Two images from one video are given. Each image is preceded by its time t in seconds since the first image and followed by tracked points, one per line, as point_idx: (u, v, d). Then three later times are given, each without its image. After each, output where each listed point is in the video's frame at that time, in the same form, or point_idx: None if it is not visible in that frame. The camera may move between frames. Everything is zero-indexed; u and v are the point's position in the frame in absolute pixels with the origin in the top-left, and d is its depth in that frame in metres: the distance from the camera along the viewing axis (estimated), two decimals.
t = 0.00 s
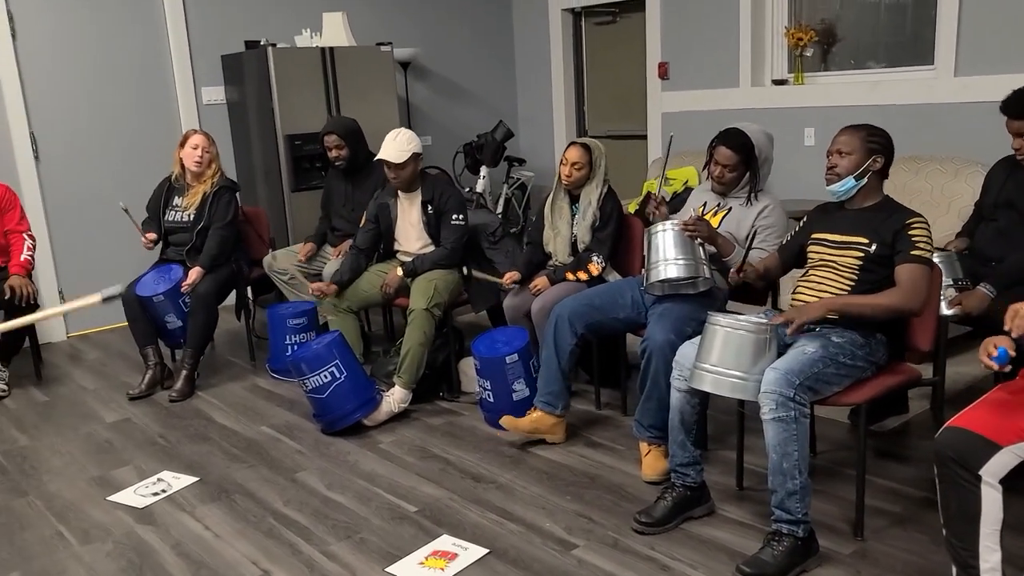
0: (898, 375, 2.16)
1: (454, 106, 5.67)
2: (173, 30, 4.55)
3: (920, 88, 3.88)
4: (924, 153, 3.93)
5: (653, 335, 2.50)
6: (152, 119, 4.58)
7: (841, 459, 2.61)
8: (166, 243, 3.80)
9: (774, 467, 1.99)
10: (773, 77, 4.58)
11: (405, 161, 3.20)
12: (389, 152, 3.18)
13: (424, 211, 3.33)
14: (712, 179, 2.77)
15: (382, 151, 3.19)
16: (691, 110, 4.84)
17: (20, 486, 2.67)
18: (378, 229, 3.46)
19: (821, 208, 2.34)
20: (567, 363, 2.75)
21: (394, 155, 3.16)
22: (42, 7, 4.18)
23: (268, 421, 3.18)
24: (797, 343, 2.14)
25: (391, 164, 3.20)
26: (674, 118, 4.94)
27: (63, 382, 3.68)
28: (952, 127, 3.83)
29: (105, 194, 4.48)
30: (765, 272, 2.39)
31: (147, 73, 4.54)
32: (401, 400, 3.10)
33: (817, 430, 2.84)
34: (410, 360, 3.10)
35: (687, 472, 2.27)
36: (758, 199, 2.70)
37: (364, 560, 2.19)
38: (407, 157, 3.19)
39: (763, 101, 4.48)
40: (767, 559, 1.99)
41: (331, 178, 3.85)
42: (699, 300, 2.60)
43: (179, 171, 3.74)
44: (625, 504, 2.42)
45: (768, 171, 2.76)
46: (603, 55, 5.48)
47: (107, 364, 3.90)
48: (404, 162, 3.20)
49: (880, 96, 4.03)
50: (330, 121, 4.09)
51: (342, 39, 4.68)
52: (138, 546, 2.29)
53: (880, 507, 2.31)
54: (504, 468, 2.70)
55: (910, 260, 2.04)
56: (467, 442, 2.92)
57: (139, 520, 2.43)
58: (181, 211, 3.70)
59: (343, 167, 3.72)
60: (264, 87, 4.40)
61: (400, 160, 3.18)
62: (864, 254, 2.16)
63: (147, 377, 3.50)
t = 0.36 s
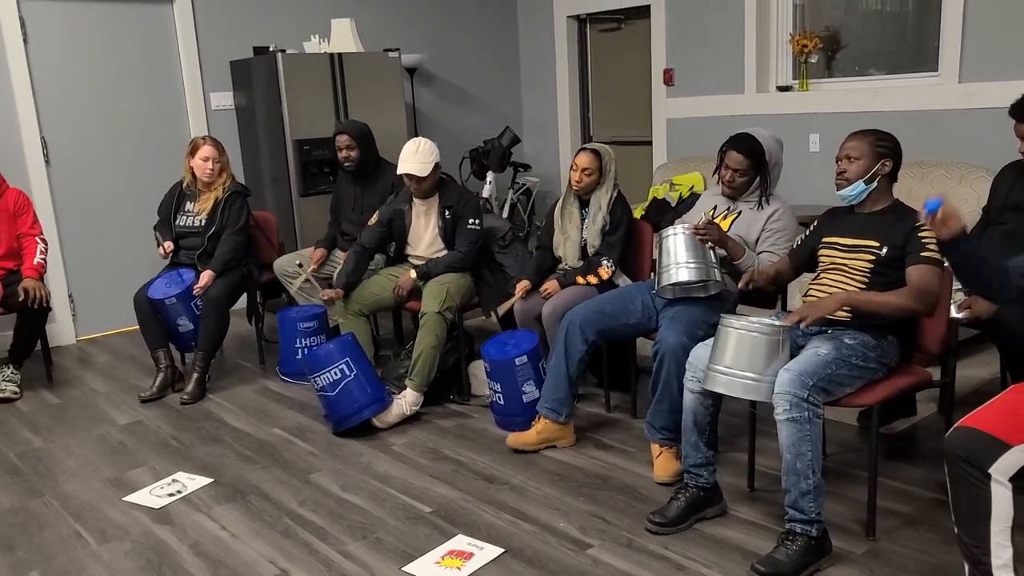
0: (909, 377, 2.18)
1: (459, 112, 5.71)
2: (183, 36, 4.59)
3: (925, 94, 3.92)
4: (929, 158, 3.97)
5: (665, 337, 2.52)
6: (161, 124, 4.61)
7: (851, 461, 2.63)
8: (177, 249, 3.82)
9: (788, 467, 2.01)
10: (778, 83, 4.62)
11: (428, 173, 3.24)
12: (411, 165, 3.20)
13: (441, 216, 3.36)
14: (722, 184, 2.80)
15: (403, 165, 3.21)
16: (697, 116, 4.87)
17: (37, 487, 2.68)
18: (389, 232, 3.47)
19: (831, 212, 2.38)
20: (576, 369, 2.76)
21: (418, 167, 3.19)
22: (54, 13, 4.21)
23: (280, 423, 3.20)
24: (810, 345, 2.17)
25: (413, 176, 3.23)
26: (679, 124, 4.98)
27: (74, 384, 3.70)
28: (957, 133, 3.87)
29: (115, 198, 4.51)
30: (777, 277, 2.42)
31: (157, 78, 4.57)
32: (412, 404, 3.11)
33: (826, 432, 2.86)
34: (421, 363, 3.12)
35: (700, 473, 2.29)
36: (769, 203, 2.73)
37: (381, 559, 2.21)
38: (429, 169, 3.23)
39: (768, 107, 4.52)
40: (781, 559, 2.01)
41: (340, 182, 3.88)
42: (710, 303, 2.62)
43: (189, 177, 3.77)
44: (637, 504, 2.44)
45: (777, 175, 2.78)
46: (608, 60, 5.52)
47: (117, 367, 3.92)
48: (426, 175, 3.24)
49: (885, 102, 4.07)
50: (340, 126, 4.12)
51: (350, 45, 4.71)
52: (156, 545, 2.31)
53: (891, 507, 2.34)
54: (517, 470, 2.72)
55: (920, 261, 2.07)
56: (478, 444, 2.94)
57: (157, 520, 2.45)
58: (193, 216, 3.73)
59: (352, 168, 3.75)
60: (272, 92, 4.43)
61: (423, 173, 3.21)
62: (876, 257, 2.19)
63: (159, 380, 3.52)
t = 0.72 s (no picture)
0: (917, 377, 2.20)
1: (465, 113, 5.73)
2: (192, 36, 4.61)
3: (932, 97, 3.94)
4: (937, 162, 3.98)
5: (675, 338, 2.53)
6: (170, 124, 4.63)
7: (859, 462, 2.64)
8: (187, 248, 3.84)
9: (798, 466, 2.03)
10: (784, 86, 4.64)
11: (438, 178, 3.26)
12: (421, 168, 3.23)
13: (452, 218, 3.38)
14: (730, 185, 2.83)
15: (414, 167, 3.24)
16: (703, 119, 4.89)
17: (49, 484, 2.70)
18: (398, 231, 3.49)
19: (842, 213, 2.39)
20: (585, 371, 2.78)
21: (427, 171, 3.23)
22: (64, 13, 4.23)
23: (289, 422, 3.22)
24: (820, 346, 2.18)
25: (422, 179, 3.27)
26: (685, 127, 5.00)
27: (84, 383, 3.72)
28: (964, 137, 3.88)
29: (125, 197, 4.53)
30: (785, 278, 2.44)
31: (166, 79, 4.59)
32: (421, 403, 3.14)
33: (834, 433, 2.88)
34: (430, 362, 3.14)
35: (710, 472, 2.31)
36: (777, 205, 2.75)
37: (393, 557, 2.22)
38: (439, 174, 3.25)
39: (774, 110, 4.53)
40: (791, 557, 2.03)
41: (349, 182, 3.91)
42: (720, 304, 2.64)
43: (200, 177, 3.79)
44: (647, 504, 2.46)
45: (785, 177, 2.79)
46: (615, 63, 5.54)
47: (126, 366, 3.94)
48: (435, 179, 3.26)
49: (890, 105, 4.09)
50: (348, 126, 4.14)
51: (358, 46, 4.73)
52: (169, 542, 2.32)
53: (900, 508, 2.35)
54: (526, 469, 2.74)
55: (932, 264, 2.09)
56: (487, 444, 2.96)
57: (169, 518, 2.47)
58: (203, 216, 3.76)
59: (362, 167, 3.77)
60: (281, 93, 4.45)
61: (432, 177, 3.24)
62: (886, 258, 2.20)
63: (168, 379, 3.54)
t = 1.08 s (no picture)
0: (917, 376, 2.22)
1: (469, 112, 5.75)
2: (198, 34, 4.63)
3: (935, 98, 3.95)
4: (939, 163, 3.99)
5: (676, 336, 2.55)
6: (175, 121, 4.66)
7: (858, 460, 2.66)
8: (192, 244, 3.88)
9: (798, 463, 2.05)
10: (787, 87, 4.66)
11: (443, 173, 3.28)
12: (427, 162, 3.25)
13: (456, 216, 3.40)
14: (732, 185, 2.85)
15: (421, 161, 3.26)
16: (706, 119, 4.91)
17: (56, 477, 2.73)
18: (401, 227, 3.51)
19: (842, 213, 2.41)
20: (587, 367, 2.80)
21: (433, 165, 3.24)
22: (72, 11, 4.26)
23: (293, 417, 3.25)
24: (820, 344, 2.20)
25: (428, 174, 3.28)
26: (688, 127, 5.02)
27: (90, 378, 3.75)
28: (967, 138, 3.89)
29: (131, 193, 4.56)
30: (785, 277, 2.46)
31: (172, 77, 4.62)
32: (424, 399, 3.16)
33: (834, 431, 2.89)
34: (432, 358, 3.16)
35: (709, 469, 2.33)
36: (779, 205, 2.77)
37: (395, 550, 2.25)
38: (445, 169, 3.26)
39: (777, 110, 4.55)
40: (790, 553, 2.05)
41: (354, 179, 3.93)
42: (721, 302, 2.66)
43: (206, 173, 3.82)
44: (647, 500, 2.48)
45: (787, 177, 2.81)
46: (619, 62, 5.55)
47: (130, 361, 3.97)
48: (441, 173, 3.27)
49: (893, 106, 4.10)
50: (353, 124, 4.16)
51: (363, 45, 4.75)
52: (174, 534, 2.35)
53: (898, 506, 2.37)
54: (527, 465, 2.76)
55: (931, 266, 2.10)
56: (489, 440, 2.98)
57: (174, 510, 2.49)
58: (209, 213, 3.79)
59: (369, 165, 3.81)
60: (286, 91, 4.47)
61: (437, 171, 3.25)
62: (885, 259, 2.22)
63: (173, 374, 3.57)
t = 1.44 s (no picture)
0: (903, 372, 2.26)
1: (470, 110, 5.79)
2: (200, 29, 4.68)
3: (932, 98, 3.98)
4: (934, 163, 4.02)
5: (668, 332, 2.59)
6: (177, 116, 4.70)
7: (848, 455, 2.70)
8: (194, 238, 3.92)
9: (785, 456, 2.09)
10: (786, 86, 4.69)
11: (443, 173, 3.32)
12: (427, 163, 3.29)
13: (455, 212, 3.45)
14: (726, 183, 2.88)
15: (420, 162, 3.30)
16: (704, 118, 4.94)
17: (58, 465, 2.78)
18: (402, 222, 3.54)
19: (833, 211, 2.45)
20: (581, 363, 2.84)
21: (433, 166, 3.28)
22: (76, 7, 4.31)
23: (292, 409, 3.29)
24: (809, 339, 2.24)
25: (428, 174, 3.32)
26: (687, 126, 5.05)
27: (92, 369, 3.80)
28: (963, 138, 3.92)
29: (134, 187, 4.61)
30: (777, 274, 2.50)
31: (175, 72, 4.67)
32: (420, 393, 3.21)
33: (825, 427, 2.93)
34: (430, 353, 3.20)
35: (699, 462, 2.36)
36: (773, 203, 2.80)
37: (389, 539, 2.29)
38: (445, 169, 3.31)
39: (775, 108, 4.58)
40: (776, 544, 2.08)
41: (354, 175, 3.98)
42: (713, 299, 2.70)
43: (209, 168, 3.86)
44: (638, 492, 2.52)
45: (780, 175, 2.85)
46: (619, 61, 5.59)
47: (132, 354, 4.02)
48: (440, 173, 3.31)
49: (890, 106, 4.13)
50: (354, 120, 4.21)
51: (364, 43, 4.80)
52: (173, 522, 2.40)
53: (885, 499, 2.41)
54: (521, 458, 2.80)
55: (917, 261, 2.14)
56: (484, 433, 3.02)
57: (174, 499, 2.54)
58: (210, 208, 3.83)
59: (369, 161, 3.85)
60: (288, 87, 4.51)
61: (437, 172, 3.29)
62: (874, 255, 2.26)
63: (174, 367, 3.61)
